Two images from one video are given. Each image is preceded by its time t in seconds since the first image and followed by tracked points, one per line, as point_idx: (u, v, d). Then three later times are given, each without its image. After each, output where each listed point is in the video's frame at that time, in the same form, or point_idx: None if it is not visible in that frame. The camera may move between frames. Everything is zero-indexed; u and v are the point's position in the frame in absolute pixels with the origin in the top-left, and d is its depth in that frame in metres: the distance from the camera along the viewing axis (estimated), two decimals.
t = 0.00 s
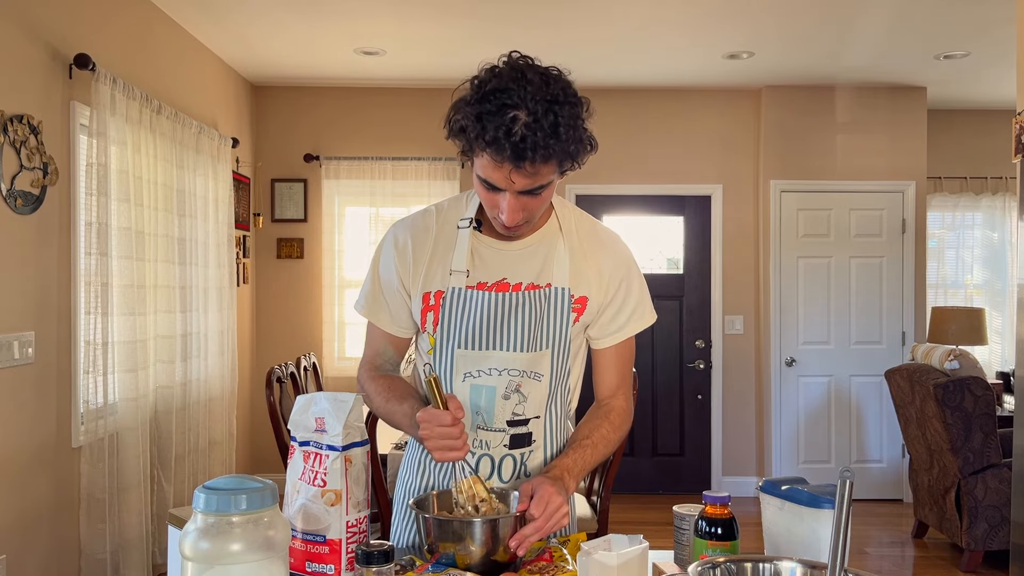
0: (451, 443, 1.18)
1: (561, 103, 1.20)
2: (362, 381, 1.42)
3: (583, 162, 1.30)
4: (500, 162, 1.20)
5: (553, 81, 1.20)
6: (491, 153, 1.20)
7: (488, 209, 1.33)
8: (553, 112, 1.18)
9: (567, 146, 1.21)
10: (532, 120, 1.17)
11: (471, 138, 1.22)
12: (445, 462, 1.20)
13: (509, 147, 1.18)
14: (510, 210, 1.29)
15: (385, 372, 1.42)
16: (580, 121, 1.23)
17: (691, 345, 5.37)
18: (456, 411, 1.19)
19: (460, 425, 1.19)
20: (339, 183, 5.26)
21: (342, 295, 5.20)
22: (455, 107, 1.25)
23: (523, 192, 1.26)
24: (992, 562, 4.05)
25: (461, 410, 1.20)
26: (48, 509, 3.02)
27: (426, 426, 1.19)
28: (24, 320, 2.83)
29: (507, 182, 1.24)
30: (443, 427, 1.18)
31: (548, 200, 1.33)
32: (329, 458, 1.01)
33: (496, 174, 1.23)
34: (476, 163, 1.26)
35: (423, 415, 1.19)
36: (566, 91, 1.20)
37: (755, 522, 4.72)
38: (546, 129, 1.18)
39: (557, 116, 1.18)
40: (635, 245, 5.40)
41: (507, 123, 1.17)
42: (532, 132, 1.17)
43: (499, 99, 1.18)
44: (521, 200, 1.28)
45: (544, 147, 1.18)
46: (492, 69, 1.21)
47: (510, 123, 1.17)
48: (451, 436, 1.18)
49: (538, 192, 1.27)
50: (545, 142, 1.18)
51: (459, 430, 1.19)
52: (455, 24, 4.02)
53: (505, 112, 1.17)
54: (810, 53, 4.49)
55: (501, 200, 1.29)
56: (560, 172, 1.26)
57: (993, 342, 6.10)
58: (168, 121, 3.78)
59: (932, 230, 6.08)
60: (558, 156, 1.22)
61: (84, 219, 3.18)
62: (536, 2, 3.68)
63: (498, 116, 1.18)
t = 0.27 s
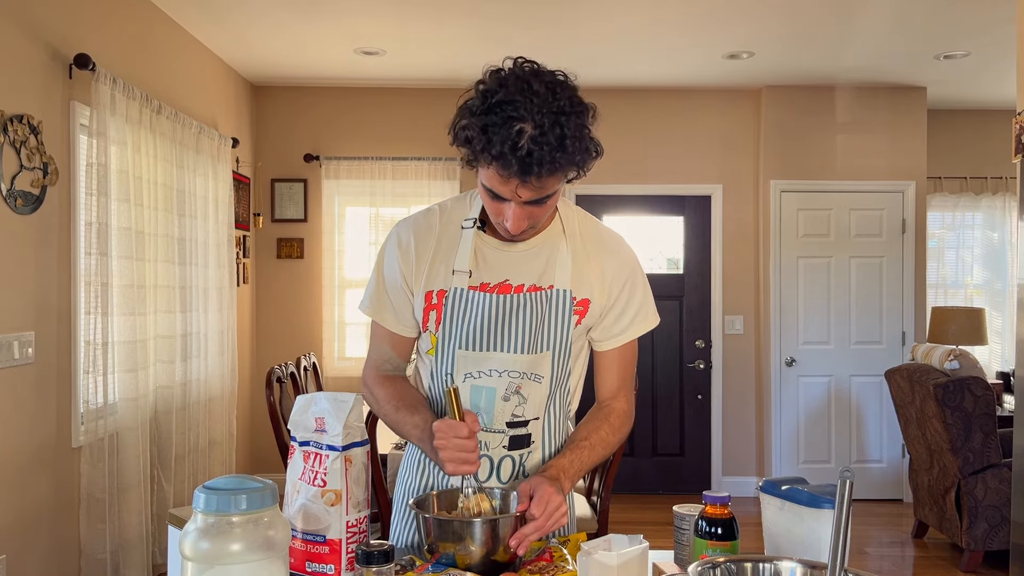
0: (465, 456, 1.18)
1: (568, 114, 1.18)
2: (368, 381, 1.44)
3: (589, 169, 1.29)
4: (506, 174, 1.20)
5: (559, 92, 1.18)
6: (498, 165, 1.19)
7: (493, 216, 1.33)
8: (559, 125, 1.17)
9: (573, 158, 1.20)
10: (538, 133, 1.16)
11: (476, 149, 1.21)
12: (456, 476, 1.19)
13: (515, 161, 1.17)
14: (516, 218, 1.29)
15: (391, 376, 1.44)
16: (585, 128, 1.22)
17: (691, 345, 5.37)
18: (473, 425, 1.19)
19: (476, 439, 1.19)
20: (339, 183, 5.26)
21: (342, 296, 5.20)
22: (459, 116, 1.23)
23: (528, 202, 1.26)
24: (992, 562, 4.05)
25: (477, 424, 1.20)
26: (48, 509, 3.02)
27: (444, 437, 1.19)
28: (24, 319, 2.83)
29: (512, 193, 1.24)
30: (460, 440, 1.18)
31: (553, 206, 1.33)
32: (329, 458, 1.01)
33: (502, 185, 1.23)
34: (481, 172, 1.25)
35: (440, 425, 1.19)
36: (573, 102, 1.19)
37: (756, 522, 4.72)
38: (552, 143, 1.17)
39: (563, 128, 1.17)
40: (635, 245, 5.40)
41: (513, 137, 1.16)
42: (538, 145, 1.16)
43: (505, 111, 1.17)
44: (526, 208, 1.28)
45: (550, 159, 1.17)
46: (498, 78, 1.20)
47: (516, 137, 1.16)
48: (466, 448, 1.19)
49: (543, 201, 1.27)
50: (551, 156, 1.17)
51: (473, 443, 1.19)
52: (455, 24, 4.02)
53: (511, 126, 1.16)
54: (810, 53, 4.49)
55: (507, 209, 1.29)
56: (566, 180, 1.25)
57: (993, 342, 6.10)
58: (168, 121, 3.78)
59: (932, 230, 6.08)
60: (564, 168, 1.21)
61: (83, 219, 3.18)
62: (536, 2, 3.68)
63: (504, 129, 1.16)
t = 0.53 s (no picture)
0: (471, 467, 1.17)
1: (575, 107, 1.19)
2: (370, 385, 1.43)
3: (594, 163, 1.29)
4: (515, 166, 1.20)
5: (566, 85, 1.19)
6: (506, 158, 1.20)
7: (499, 210, 1.33)
8: (567, 117, 1.18)
9: (580, 150, 1.20)
10: (546, 125, 1.17)
11: (484, 141, 1.21)
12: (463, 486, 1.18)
13: (524, 153, 1.17)
14: (522, 211, 1.29)
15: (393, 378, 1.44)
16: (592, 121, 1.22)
17: (691, 345, 5.37)
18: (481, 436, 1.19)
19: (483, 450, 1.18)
20: (339, 183, 5.26)
21: (342, 296, 5.20)
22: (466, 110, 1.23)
23: (535, 194, 1.26)
24: (992, 562, 4.05)
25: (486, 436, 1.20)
26: (48, 509, 3.01)
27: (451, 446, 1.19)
28: (24, 320, 2.83)
29: (520, 185, 1.24)
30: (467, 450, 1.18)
31: (558, 200, 1.33)
32: (329, 458, 1.01)
33: (510, 177, 1.23)
34: (488, 164, 1.25)
35: (448, 435, 1.19)
36: (580, 95, 1.20)
37: (756, 522, 4.72)
38: (560, 135, 1.17)
39: (571, 120, 1.18)
40: (635, 245, 5.40)
41: (522, 129, 1.16)
42: (547, 137, 1.17)
43: (514, 103, 1.17)
44: (533, 201, 1.28)
45: (557, 151, 1.18)
46: (505, 71, 1.20)
47: (525, 128, 1.16)
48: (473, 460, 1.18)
49: (549, 194, 1.27)
50: (559, 147, 1.18)
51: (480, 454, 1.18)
52: (455, 24, 4.02)
53: (519, 118, 1.16)
54: (810, 53, 4.49)
55: (513, 202, 1.29)
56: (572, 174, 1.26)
57: (994, 342, 6.10)
58: (168, 121, 3.78)
59: (932, 230, 6.08)
60: (571, 161, 1.21)
61: (83, 219, 3.18)
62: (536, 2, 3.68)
63: (512, 121, 1.17)
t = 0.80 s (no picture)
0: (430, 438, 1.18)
1: (586, 97, 1.19)
2: (367, 386, 1.42)
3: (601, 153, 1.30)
4: (535, 159, 1.19)
5: (574, 76, 1.20)
6: (525, 152, 1.19)
7: (513, 208, 1.32)
8: (581, 108, 1.18)
9: (595, 140, 1.21)
10: (561, 117, 1.17)
11: (500, 138, 1.20)
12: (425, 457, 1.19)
13: (544, 145, 1.17)
14: (539, 205, 1.27)
15: (390, 377, 1.42)
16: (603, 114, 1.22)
17: (691, 345, 5.37)
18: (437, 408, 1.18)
19: (439, 421, 1.18)
20: (339, 183, 5.26)
21: (342, 296, 5.20)
22: (478, 106, 1.23)
23: (552, 187, 1.25)
24: (992, 562, 4.05)
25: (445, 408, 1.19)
26: (48, 509, 3.01)
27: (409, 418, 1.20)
28: (24, 320, 2.83)
29: (539, 178, 1.23)
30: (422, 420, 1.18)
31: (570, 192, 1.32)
32: (329, 458, 1.01)
33: (529, 172, 1.22)
34: (504, 163, 1.24)
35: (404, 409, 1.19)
36: (588, 86, 1.21)
37: (756, 522, 4.72)
38: (577, 126, 1.17)
39: (584, 111, 1.18)
40: (635, 246, 5.40)
41: (540, 122, 1.16)
42: (564, 129, 1.17)
43: (528, 98, 1.17)
44: (546, 196, 1.27)
45: (573, 141, 1.18)
46: (514, 69, 1.20)
47: (542, 122, 1.16)
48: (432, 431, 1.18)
49: (563, 188, 1.26)
50: (577, 137, 1.18)
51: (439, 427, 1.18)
52: (455, 24, 4.02)
53: (536, 112, 1.16)
54: (810, 53, 4.49)
55: (529, 196, 1.27)
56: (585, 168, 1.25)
57: (994, 342, 6.10)
58: (168, 121, 3.78)
59: (932, 230, 6.08)
60: (587, 151, 1.21)
61: (83, 219, 3.18)
62: (536, 2, 3.68)
63: (529, 116, 1.17)
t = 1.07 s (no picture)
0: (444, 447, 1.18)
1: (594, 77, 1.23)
2: (361, 387, 1.41)
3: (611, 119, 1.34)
4: (584, 148, 1.22)
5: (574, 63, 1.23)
6: (575, 147, 1.21)
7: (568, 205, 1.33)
8: (598, 87, 1.22)
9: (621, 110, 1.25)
10: (591, 101, 1.20)
11: (542, 146, 1.21)
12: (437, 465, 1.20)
13: (588, 130, 1.20)
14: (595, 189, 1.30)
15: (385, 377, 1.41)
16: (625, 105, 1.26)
17: (691, 345, 5.37)
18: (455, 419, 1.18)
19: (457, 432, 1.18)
20: (339, 183, 5.26)
21: (342, 296, 5.20)
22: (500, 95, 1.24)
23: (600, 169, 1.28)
24: (992, 562, 4.05)
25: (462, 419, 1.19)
26: (48, 509, 3.01)
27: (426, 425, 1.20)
28: (23, 320, 2.83)
29: (589, 166, 1.25)
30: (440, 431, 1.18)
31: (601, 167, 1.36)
32: (329, 458, 1.01)
33: (581, 163, 1.24)
34: (552, 170, 1.26)
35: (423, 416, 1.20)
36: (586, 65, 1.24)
37: (756, 522, 4.72)
38: (603, 104, 1.21)
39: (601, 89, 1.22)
40: (635, 246, 5.40)
41: (575, 113, 1.19)
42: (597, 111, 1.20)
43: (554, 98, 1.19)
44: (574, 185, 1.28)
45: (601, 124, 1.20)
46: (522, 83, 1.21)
47: (578, 112, 1.19)
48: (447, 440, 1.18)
49: (590, 177, 1.28)
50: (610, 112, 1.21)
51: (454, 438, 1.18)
52: (455, 24, 4.02)
53: (568, 108, 1.19)
54: (810, 53, 4.49)
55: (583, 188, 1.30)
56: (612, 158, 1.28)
57: (994, 342, 6.10)
58: (168, 121, 3.78)
59: (932, 230, 6.08)
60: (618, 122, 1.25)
61: (83, 219, 3.18)
62: (536, 2, 3.68)
63: (563, 113, 1.19)
